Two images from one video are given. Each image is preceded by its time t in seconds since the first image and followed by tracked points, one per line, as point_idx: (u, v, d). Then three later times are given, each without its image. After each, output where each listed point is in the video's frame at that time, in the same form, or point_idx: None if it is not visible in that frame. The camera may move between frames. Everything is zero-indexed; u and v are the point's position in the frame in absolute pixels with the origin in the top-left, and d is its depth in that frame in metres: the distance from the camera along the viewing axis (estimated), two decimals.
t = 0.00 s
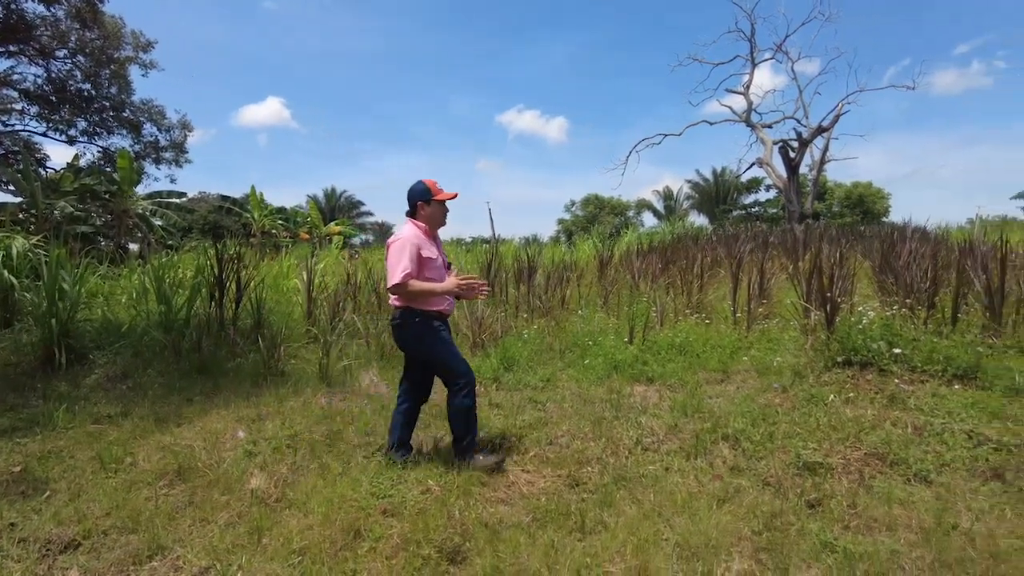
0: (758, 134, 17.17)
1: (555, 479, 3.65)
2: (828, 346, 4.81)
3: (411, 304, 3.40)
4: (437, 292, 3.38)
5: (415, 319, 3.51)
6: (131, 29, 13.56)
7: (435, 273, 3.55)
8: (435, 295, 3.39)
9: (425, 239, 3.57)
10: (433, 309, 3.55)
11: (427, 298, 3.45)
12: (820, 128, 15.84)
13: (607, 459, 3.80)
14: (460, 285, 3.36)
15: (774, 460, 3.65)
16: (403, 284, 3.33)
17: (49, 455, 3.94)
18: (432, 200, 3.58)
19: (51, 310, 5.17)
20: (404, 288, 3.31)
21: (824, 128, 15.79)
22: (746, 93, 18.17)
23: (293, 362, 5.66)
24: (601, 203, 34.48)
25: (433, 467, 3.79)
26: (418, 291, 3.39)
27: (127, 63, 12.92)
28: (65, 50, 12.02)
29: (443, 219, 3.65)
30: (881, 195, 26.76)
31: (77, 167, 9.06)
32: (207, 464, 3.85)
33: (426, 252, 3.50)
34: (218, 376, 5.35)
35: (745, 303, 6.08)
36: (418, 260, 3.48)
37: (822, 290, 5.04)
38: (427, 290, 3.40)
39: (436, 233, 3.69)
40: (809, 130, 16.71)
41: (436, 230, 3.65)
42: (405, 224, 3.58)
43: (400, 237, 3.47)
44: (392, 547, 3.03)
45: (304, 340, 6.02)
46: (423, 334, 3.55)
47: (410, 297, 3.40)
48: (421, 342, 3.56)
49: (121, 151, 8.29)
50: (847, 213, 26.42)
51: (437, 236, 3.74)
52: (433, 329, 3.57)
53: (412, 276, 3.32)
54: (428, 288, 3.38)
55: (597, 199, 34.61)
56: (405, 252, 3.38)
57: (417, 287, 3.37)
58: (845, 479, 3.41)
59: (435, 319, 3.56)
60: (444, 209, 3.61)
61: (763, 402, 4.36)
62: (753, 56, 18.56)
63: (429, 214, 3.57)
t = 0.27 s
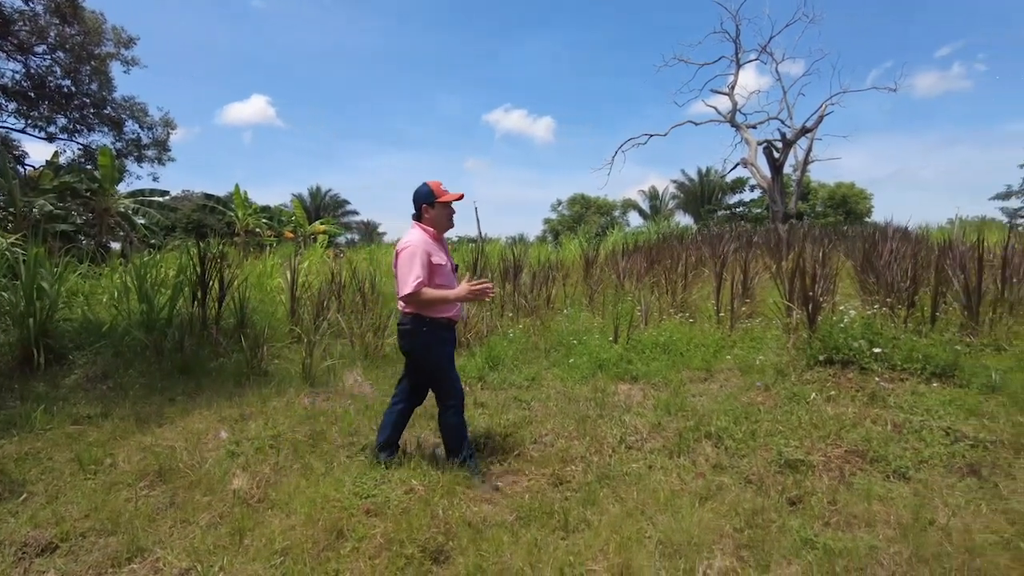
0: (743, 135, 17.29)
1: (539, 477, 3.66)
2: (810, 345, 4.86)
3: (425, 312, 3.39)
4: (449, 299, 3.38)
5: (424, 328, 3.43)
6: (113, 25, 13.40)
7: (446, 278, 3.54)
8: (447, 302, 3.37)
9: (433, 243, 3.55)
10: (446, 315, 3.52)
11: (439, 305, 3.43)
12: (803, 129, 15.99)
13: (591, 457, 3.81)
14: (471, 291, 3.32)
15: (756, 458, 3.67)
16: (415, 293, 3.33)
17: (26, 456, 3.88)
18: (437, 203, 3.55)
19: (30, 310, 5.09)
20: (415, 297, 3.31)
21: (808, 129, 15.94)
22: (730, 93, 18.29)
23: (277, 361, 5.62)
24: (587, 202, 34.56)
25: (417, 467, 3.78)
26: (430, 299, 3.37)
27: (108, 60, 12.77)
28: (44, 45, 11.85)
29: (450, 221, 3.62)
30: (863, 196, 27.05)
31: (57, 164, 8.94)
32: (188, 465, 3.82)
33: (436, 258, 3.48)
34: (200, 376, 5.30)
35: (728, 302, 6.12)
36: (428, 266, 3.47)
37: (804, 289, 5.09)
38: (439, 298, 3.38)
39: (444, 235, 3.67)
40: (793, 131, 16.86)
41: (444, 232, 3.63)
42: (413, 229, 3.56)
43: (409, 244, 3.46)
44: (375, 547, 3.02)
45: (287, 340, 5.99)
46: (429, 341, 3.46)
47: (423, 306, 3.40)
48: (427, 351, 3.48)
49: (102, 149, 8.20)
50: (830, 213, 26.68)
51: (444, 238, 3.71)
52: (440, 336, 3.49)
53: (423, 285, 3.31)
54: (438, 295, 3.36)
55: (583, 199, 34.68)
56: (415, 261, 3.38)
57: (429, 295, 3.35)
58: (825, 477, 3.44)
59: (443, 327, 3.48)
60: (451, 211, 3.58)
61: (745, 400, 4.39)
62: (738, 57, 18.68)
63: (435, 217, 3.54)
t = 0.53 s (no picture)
0: (726, 135, 17.41)
1: (521, 476, 3.67)
2: (790, 343, 4.91)
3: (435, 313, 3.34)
4: (459, 300, 3.33)
5: (433, 328, 3.40)
6: (91, 21, 13.20)
7: (455, 277, 3.48)
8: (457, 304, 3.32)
9: (441, 240, 3.46)
10: (456, 315, 3.47)
11: (448, 306, 3.38)
12: (785, 130, 16.15)
13: (573, 456, 3.83)
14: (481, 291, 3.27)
15: (736, 456, 3.71)
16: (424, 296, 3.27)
17: None
18: (444, 198, 3.44)
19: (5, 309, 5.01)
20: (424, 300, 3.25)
21: (790, 130, 16.11)
22: (714, 94, 18.41)
23: (258, 362, 5.58)
24: (572, 202, 34.64)
25: (399, 467, 3.77)
26: (439, 300, 3.32)
27: (87, 55, 12.58)
28: (20, 40, 11.65)
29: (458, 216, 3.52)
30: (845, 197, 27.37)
31: (33, 161, 8.79)
32: (167, 466, 3.78)
33: (445, 256, 3.41)
34: (181, 376, 5.25)
35: (710, 302, 6.17)
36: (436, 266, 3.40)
37: (785, 289, 5.15)
38: (448, 300, 3.32)
39: (452, 230, 3.58)
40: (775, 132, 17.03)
41: (452, 228, 3.54)
42: (420, 226, 3.46)
43: (417, 244, 3.37)
44: (356, 547, 3.00)
45: (269, 340, 5.96)
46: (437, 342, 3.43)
47: (432, 307, 3.35)
48: (435, 349, 3.44)
49: (80, 146, 8.09)
50: (812, 213, 26.96)
51: (452, 234, 3.61)
52: (448, 335, 3.45)
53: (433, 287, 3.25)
54: (448, 296, 3.30)
55: (568, 199, 34.75)
56: (424, 262, 3.31)
57: (438, 298, 3.30)
58: (803, 474, 3.48)
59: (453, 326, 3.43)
60: (459, 206, 3.47)
61: (726, 398, 4.43)
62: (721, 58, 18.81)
63: (442, 214, 3.44)
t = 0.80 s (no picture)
0: (707, 136, 17.56)
1: (502, 476, 3.67)
2: (768, 342, 4.97)
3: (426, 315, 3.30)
4: (450, 301, 3.29)
5: (426, 329, 3.36)
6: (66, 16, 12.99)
7: (449, 277, 3.45)
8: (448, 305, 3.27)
9: (436, 240, 3.43)
10: (449, 317, 3.43)
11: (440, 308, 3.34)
12: (765, 131, 16.32)
13: (553, 455, 3.84)
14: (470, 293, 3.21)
15: (714, 454, 3.75)
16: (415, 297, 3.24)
17: None
18: (438, 198, 3.39)
19: None
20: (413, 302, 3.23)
21: (770, 131, 16.28)
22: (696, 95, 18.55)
23: (237, 362, 5.53)
24: (554, 202, 34.71)
25: (379, 468, 3.75)
26: (430, 302, 3.28)
27: (62, 51, 12.37)
28: None
29: (454, 215, 3.47)
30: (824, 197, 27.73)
31: (6, 158, 8.62)
32: (143, 468, 3.73)
33: (437, 257, 3.38)
34: (158, 377, 5.18)
35: (690, 301, 6.22)
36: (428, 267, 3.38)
37: (763, 288, 5.21)
38: (439, 301, 3.28)
39: (449, 230, 3.53)
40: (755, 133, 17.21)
41: (447, 228, 3.50)
42: (415, 227, 3.43)
43: (410, 245, 3.35)
44: (335, 548, 2.99)
45: (247, 340, 5.91)
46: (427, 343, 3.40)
47: (424, 309, 3.33)
48: (428, 349, 3.41)
49: (54, 143, 7.95)
50: (792, 213, 27.26)
51: (450, 234, 3.57)
52: (440, 335, 3.42)
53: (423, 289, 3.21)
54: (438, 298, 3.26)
55: (551, 198, 34.82)
56: (415, 264, 3.28)
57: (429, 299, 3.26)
58: (780, 471, 3.53)
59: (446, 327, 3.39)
60: (454, 206, 3.42)
61: (705, 397, 4.47)
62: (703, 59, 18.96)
63: (437, 214, 3.40)
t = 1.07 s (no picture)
0: (688, 137, 17.70)
1: (481, 475, 3.68)
2: (745, 341, 5.03)
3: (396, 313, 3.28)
4: (419, 300, 3.25)
5: (403, 329, 3.37)
6: (39, 10, 12.73)
7: (427, 277, 3.42)
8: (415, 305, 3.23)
9: (416, 239, 3.41)
10: (423, 317, 3.39)
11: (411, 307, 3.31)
12: (744, 132, 16.50)
13: (533, 455, 3.86)
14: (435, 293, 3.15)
15: (692, 452, 3.78)
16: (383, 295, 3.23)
17: None
18: (420, 197, 3.37)
19: None
20: (381, 299, 3.22)
21: (749, 132, 16.45)
22: (677, 96, 18.69)
23: (214, 363, 5.47)
24: (537, 202, 34.77)
25: (358, 468, 3.74)
26: (399, 301, 3.26)
27: (34, 46, 12.13)
28: None
29: (437, 215, 3.45)
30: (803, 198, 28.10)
31: None
32: (117, 471, 3.68)
33: (414, 256, 3.36)
34: (133, 378, 5.11)
35: (670, 300, 6.28)
36: (404, 265, 3.37)
37: (740, 288, 5.28)
38: (408, 300, 3.25)
39: (433, 229, 3.51)
40: (735, 134, 17.39)
41: (430, 227, 3.47)
42: (397, 226, 3.44)
43: (387, 242, 3.35)
44: (312, 549, 2.97)
45: (225, 340, 5.87)
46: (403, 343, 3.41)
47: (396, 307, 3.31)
48: (406, 349, 3.41)
49: (26, 140, 7.80)
50: (771, 214, 27.58)
51: (435, 234, 3.53)
52: (419, 335, 3.40)
53: (390, 287, 3.20)
54: (407, 297, 3.23)
55: (533, 198, 34.87)
56: (388, 261, 3.27)
57: (397, 297, 3.24)
58: (756, 468, 3.58)
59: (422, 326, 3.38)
60: (436, 205, 3.40)
61: (684, 396, 4.51)
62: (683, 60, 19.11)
63: (417, 213, 3.38)
